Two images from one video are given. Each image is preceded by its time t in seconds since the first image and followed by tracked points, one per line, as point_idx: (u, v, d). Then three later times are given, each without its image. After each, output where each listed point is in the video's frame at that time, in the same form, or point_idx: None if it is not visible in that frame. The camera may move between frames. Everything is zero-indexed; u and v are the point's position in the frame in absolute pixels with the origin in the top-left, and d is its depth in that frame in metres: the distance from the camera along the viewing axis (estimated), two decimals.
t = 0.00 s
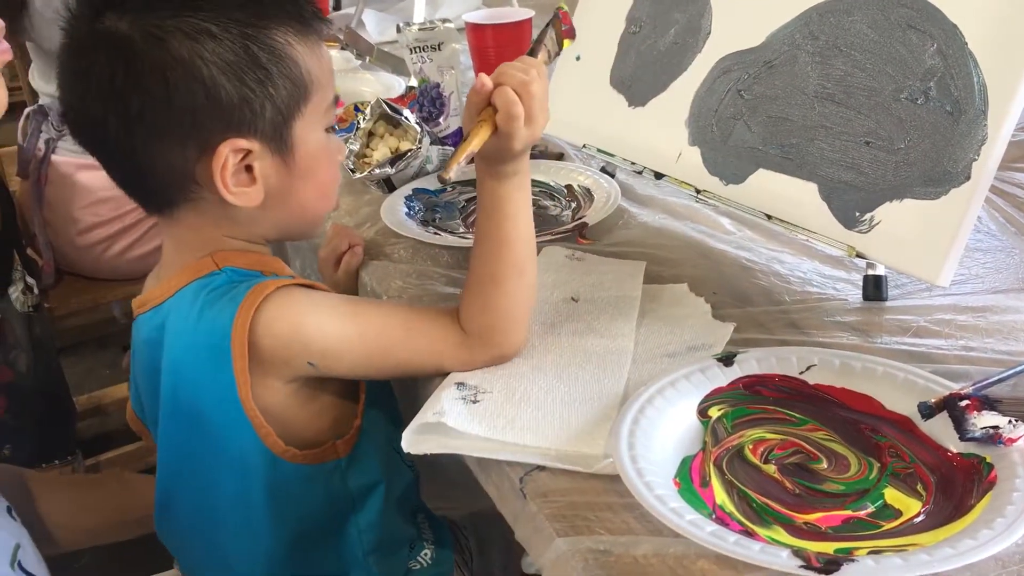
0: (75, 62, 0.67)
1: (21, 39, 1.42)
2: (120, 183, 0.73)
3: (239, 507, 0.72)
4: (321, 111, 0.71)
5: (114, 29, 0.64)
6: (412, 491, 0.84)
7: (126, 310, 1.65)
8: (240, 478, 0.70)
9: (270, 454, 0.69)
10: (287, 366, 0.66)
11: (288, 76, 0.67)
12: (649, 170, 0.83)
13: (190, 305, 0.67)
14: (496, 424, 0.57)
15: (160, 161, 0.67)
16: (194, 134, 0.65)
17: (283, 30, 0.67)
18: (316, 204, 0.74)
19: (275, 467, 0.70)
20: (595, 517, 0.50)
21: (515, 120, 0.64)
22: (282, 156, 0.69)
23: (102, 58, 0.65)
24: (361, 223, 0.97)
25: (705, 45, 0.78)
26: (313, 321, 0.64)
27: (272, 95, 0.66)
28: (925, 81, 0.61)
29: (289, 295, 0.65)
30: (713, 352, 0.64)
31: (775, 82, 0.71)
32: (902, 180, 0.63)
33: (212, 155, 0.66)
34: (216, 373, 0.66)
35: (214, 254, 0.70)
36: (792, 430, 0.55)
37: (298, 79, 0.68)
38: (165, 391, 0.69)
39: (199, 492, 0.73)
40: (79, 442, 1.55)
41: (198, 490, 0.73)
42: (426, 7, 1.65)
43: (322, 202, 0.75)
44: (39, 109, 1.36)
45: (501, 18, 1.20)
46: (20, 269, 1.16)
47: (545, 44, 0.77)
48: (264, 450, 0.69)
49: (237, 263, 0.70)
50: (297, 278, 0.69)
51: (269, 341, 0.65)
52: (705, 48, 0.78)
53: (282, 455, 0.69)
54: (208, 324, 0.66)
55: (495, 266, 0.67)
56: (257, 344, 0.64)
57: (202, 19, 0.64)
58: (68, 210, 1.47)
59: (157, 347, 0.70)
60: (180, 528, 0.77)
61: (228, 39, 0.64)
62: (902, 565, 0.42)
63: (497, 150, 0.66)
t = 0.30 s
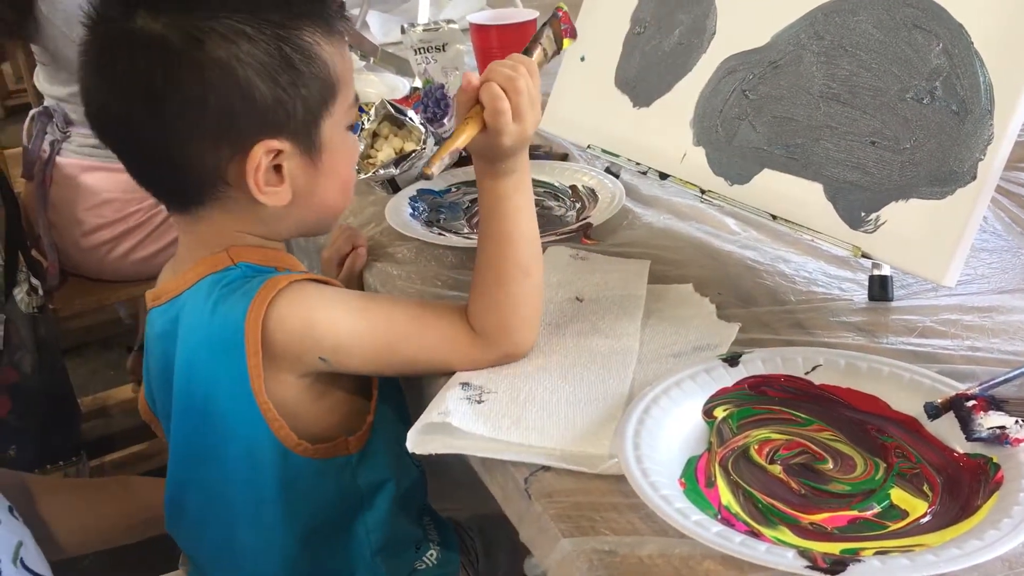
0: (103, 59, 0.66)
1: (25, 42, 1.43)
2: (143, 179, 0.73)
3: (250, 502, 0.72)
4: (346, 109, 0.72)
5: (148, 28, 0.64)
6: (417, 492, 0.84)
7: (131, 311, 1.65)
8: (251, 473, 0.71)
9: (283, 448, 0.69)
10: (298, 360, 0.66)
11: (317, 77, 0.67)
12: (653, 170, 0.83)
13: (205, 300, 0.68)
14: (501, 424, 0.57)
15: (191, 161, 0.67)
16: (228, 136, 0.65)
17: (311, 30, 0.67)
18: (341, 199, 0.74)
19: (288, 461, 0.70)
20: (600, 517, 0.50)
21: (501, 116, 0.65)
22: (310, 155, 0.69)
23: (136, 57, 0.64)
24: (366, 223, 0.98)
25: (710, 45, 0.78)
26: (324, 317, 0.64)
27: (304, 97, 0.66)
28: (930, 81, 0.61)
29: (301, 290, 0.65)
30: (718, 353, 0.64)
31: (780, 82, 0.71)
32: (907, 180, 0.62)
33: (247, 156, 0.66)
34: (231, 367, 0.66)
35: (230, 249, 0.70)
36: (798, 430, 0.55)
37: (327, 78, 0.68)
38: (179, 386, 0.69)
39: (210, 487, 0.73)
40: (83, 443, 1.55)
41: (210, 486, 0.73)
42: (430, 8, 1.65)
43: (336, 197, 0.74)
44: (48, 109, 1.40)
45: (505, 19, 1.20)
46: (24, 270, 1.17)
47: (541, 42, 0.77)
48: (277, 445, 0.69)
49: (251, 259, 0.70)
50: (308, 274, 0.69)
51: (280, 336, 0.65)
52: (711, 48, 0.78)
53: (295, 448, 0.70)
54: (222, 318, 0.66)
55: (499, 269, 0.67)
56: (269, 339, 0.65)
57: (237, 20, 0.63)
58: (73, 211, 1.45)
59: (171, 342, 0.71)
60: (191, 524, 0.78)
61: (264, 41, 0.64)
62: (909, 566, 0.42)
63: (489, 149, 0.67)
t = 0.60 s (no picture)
0: (125, 58, 0.65)
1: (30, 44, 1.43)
2: (154, 182, 0.71)
3: (257, 501, 0.72)
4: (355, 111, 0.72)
5: (178, 28, 0.63)
6: (421, 491, 0.84)
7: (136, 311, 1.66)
8: (259, 472, 0.71)
9: (291, 445, 0.70)
10: (303, 359, 0.66)
11: (337, 78, 0.68)
12: (657, 170, 0.83)
13: (211, 300, 0.68)
14: (505, 425, 0.57)
15: (214, 162, 0.66)
16: (258, 136, 0.65)
17: (331, 34, 0.68)
18: (347, 199, 0.75)
19: (296, 459, 0.70)
20: (604, 517, 0.50)
21: (478, 122, 0.65)
22: (328, 156, 0.70)
23: (166, 55, 0.63)
24: (370, 223, 0.98)
25: (714, 45, 0.78)
26: (330, 316, 0.64)
27: (327, 98, 0.67)
28: (935, 80, 0.61)
29: (306, 290, 0.66)
30: (723, 352, 0.64)
31: (785, 81, 0.71)
32: (912, 179, 0.62)
33: (272, 158, 0.66)
34: (238, 367, 0.66)
35: (236, 248, 0.70)
36: (802, 430, 0.55)
37: (344, 80, 0.69)
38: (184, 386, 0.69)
39: (216, 487, 0.73)
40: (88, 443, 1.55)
41: (216, 486, 0.73)
42: (433, 9, 1.65)
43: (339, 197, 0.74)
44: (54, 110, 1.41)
45: (509, 18, 1.20)
46: (28, 270, 1.17)
47: (529, 45, 0.75)
48: (284, 443, 0.69)
49: (257, 257, 0.70)
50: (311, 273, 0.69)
51: (286, 334, 0.65)
52: (714, 47, 0.78)
53: (303, 447, 0.70)
54: (229, 318, 0.66)
55: (502, 270, 0.67)
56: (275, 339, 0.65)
57: (267, 21, 0.64)
58: (77, 211, 1.46)
59: (176, 343, 0.70)
60: (196, 525, 0.77)
61: (293, 43, 0.64)
62: (915, 565, 0.42)
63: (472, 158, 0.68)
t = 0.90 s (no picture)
0: (132, 65, 0.64)
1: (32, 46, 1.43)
2: (155, 190, 0.70)
3: (261, 503, 0.73)
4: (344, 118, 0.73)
5: (189, 32, 0.63)
6: (423, 491, 0.84)
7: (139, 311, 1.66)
8: (262, 474, 0.71)
9: (295, 446, 0.70)
10: (306, 360, 0.66)
11: (337, 77, 0.69)
12: (658, 170, 0.83)
13: (214, 303, 0.68)
14: (507, 425, 0.57)
15: (226, 164, 0.66)
16: (271, 137, 0.65)
17: (329, 36, 0.69)
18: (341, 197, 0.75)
19: (300, 460, 0.70)
20: (606, 517, 0.50)
21: (485, 123, 0.64)
22: (330, 155, 0.71)
23: (179, 59, 0.63)
24: (371, 224, 0.98)
25: (715, 45, 0.78)
26: (333, 319, 0.64)
27: (330, 98, 0.69)
28: (936, 80, 0.61)
29: (308, 290, 0.66)
30: (724, 353, 0.64)
31: (786, 81, 0.71)
32: (913, 179, 0.62)
33: (284, 157, 0.67)
34: (242, 369, 0.66)
35: (238, 251, 0.70)
36: (804, 430, 0.55)
37: (342, 82, 0.71)
38: (187, 390, 0.69)
39: (219, 490, 0.73)
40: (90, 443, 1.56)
41: (219, 488, 0.73)
42: (435, 9, 1.66)
43: (333, 196, 0.74)
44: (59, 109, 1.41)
45: (511, 18, 1.20)
46: (30, 271, 1.17)
47: (536, 51, 0.75)
48: (288, 444, 0.69)
49: (259, 259, 0.70)
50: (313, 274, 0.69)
51: (289, 336, 0.65)
52: (715, 48, 0.78)
53: (311, 447, 0.70)
54: (233, 321, 0.66)
55: (505, 270, 0.67)
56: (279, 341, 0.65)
57: (274, 23, 0.65)
58: (80, 212, 1.47)
59: (176, 347, 0.70)
60: (198, 529, 0.77)
61: (299, 44, 0.66)
62: (916, 566, 0.42)
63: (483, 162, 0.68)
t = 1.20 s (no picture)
0: (146, 76, 0.64)
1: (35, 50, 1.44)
2: (165, 199, 0.70)
3: (265, 503, 0.73)
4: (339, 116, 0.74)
5: (201, 41, 0.63)
6: (425, 492, 0.84)
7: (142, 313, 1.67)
8: (266, 475, 0.71)
9: (300, 447, 0.70)
10: (309, 362, 0.67)
11: (336, 80, 0.71)
12: (660, 173, 0.83)
13: (217, 305, 0.68)
14: (509, 427, 0.57)
15: (240, 169, 0.66)
16: (283, 140, 0.66)
17: (325, 39, 0.71)
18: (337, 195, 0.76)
19: (303, 461, 0.71)
20: (608, 519, 0.50)
21: (497, 121, 0.65)
22: (333, 155, 0.72)
23: (193, 69, 0.63)
24: (374, 226, 0.98)
25: (716, 49, 0.78)
26: (337, 321, 0.65)
27: (331, 101, 0.70)
28: (937, 83, 0.61)
29: (311, 292, 0.66)
30: (726, 355, 0.64)
31: (787, 84, 0.71)
32: (914, 182, 0.63)
33: (296, 159, 0.68)
34: (246, 371, 0.67)
35: (241, 254, 0.71)
36: (804, 432, 0.56)
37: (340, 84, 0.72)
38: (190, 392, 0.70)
39: (222, 491, 0.74)
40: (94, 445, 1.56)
41: (222, 489, 0.74)
42: (438, 12, 1.66)
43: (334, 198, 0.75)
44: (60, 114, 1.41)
45: (513, 21, 1.21)
46: (35, 273, 1.17)
47: (555, 60, 0.71)
48: (291, 445, 0.70)
49: (261, 261, 0.70)
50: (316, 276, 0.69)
51: (292, 338, 0.65)
52: (716, 51, 0.78)
53: (315, 448, 0.70)
54: (236, 323, 0.66)
55: (508, 271, 0.68)
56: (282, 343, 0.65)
57: (280, 29, 0.66)
58: (84, 215, 1.47)
59: (179, 349, 0.71)
60: (201, 530, 0.78)
61: (304, 49, 0.67)
62: (916, 568, 0.42)
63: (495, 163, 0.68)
